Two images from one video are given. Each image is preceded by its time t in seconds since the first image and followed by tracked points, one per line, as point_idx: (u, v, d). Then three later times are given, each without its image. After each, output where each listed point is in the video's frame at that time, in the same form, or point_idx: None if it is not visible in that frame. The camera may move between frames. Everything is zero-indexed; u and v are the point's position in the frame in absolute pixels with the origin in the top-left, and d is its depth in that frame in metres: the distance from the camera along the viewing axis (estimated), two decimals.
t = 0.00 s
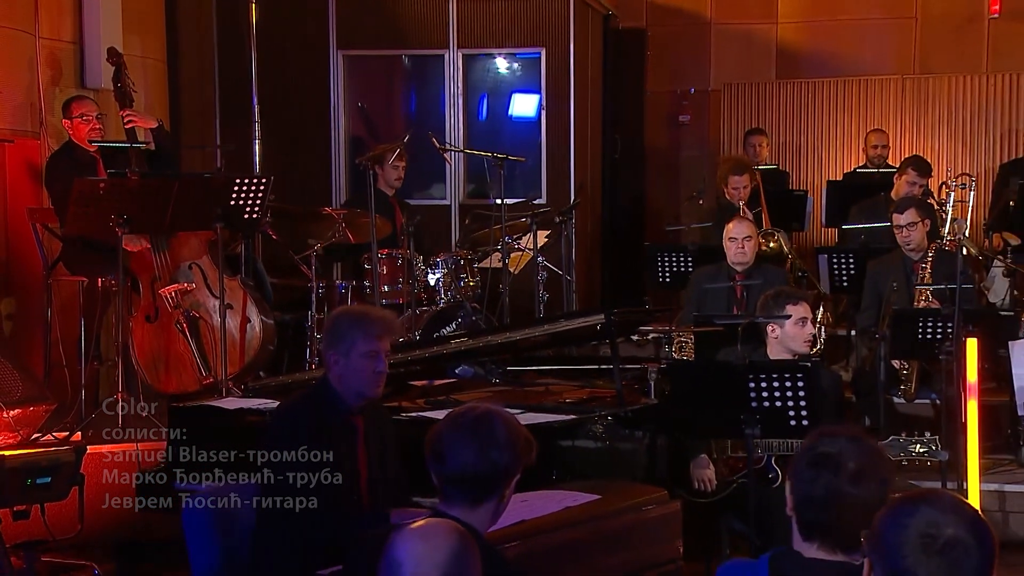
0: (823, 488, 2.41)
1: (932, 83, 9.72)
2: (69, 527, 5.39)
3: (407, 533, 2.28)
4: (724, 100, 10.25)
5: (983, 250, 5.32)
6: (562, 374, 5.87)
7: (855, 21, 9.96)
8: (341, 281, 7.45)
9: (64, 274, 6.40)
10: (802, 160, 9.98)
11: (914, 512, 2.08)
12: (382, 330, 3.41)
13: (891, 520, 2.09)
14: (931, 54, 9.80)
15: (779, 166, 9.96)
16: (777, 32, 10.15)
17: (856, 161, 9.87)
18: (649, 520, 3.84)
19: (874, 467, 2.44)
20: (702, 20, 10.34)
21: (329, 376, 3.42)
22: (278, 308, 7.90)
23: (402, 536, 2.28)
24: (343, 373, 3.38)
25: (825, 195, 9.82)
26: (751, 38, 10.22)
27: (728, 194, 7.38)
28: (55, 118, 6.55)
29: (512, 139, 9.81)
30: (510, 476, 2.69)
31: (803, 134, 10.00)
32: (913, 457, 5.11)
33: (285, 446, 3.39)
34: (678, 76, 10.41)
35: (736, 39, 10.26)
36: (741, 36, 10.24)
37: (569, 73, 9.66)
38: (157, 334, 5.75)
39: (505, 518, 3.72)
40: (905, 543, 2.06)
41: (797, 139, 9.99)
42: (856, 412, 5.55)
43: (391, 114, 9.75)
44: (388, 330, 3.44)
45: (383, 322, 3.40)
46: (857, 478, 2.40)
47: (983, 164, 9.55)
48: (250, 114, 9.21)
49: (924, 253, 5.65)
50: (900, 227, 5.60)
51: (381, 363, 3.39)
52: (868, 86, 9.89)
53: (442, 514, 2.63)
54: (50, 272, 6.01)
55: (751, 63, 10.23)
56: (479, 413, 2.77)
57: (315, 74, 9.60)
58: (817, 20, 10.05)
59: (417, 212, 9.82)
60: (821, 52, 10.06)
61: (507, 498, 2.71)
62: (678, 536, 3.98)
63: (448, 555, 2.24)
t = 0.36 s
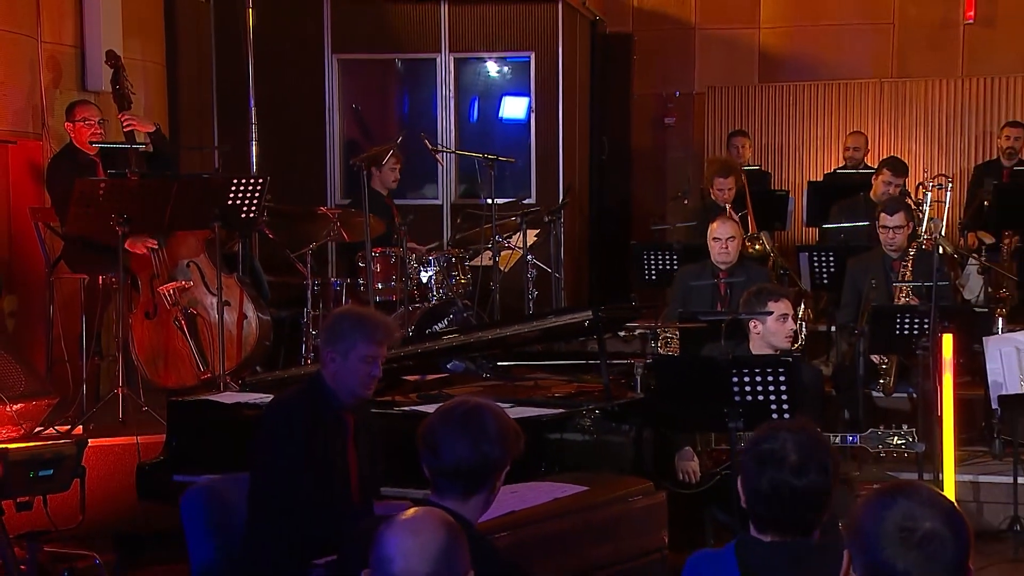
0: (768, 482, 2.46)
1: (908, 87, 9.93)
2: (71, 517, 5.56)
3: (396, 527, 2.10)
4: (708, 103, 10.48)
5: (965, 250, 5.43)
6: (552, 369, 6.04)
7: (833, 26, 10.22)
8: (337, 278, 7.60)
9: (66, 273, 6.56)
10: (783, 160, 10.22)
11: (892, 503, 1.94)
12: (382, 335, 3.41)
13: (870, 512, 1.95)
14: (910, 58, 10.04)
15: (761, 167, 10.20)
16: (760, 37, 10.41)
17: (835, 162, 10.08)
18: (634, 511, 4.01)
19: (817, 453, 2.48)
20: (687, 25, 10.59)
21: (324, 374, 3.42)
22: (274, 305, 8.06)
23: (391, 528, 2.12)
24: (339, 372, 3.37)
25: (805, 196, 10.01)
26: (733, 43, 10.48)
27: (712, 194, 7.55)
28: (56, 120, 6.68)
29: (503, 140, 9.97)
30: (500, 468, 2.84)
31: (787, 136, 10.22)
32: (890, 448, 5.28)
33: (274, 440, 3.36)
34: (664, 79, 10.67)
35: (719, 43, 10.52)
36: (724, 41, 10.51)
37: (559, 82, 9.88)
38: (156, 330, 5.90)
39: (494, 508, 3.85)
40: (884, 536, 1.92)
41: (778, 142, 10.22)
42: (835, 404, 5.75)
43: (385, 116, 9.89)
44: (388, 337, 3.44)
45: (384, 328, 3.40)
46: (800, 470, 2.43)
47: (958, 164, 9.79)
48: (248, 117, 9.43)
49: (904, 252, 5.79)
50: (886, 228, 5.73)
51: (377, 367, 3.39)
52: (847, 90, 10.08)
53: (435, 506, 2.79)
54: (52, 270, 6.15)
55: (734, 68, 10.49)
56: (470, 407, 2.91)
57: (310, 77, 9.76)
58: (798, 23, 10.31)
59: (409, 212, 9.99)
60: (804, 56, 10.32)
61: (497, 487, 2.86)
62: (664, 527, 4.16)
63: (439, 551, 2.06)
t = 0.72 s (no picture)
0: (750, 473, 2.39)
1: (883, 91, 10.18)
2: (71, 508, 5.71)
3: (381, 517, 2.02)
4: (690, 105, 10.72)
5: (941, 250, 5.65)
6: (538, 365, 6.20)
7: (810, 31, 10.50)
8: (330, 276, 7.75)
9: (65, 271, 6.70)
10: (765, 162, 10.43)
11: (870, 492, 1.89)
12: (370, 331, 3.48)
13: (845, 502, 1.90)
14: (886, 61, 10.31)
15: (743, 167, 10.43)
16: (741, 41, 10.69)
17: (813, 163, 10.31)
18: (618, 502, 4.16)
19: (802, 447, 2.40)
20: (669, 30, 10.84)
21: (314, 370, 3.49)
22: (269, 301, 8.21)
23: (376, 519, 2.04)
24: (329, 369, 3.44)
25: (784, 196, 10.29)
26: (716, 47, 10.74)
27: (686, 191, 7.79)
28: (55, 121, 6.81)
29: (491, 142, 10.14)
30: (487, 462, 2.85)
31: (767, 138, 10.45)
32: (867, 440, 5.44)
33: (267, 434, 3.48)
34: (650, 83, 10.89)
35: (701, 48, 10.77)
36: (706, 45, 10.77)
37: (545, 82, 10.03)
38: (153, 327, 6.02)
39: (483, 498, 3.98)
40: (858, 524, 1.86)
41: (758, 143, 10.44)
42: (813, 398, 5.90)
43: (376, 118, 10.08)
44: (376, 333, 3.51)
45: (372, 325, 3.46)
46: (782, 462, 2.36)
47: (933, 165, 10.02)
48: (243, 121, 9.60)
49: (879, 250, 5.92)
50: (861, 228, 5.86)
51: (366, 363, 3.46)
52: (825, 92, 10.32)
53: (422, 498, 2.78)
54: (51, 268, 6.29)
55: (716, 71, 10.74)
56: (458, 402, 2.93)
57: (303, 79, 9.92)
58: (778, 28, 10.58)
59: (399, 211, 10.16)
60: (781, 63, 10.58)
61: (484, 482, 2.87)
62: (646, 517, 4.30)
63: (426, 543, 1.98)
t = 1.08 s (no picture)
0: (734, 467, 2.46)
1: (859, 94, 10.57)
2: (67, 501, 5.84)
3: (378, 508, 2.11)
4: (673, 108, 11.15)
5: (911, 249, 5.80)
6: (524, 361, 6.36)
7: (790, 36, 10.93)
8: (321, 274, 7.92)
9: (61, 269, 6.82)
10: (743, 165, 10.82)
11: (842, 485, 1.96)
12: (360, 323, 3.60)
13: (821, 494, 1.96)
14: (863, 65, 10.76)
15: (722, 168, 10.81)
16: (721, 46, 11.11)
17: (793, 164, 10.66)
18: (603, 494, 4.28)
19: (787, 444, 2.47)
20: (652, 34, 11.27)
21: (307, 362, 3.63)
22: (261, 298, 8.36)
23: (374, 511, 2.12)
24: (321, 359, 3.58)
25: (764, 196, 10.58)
26: (696, 52, 11.16)
27: (658, 192, 7.89)
28: (52, 123, 6.93)
29: (480, 144, 10.29)
30: (475, 454, 2.98)
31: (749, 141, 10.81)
32: (845, 434, 5.56)
33: (263, 426, 3.60)
34: (633, 86, 11.31)
35: (683, 54, 11.20)
36: (688, 49, 11.18)
37: (531, 83, 10.21)
38: (148, 323, 6.16)
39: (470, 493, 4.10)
40: (834, 517, 1.92)
41: (736, 145, 10.83)
42: (792, 393, 6.07)
43: (366, 119, 10.21)
44: (366, 324, 3.63)
45: (361, 316, 3.58)
46: (766, 457, 2.43)
47: (907, 167, 10.46)
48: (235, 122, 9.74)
49: (857, 249, 6.08)
50: (833, 229, 6.00)
51: (356, 353, 3.59)
52: (805, 97, 10.69)
53: (412, 490, 2.91)
54: (47, 266, 6.41)
55: (697, 75, 11.16)
56: (446, 398, 3.06)
57: (295, 81, 10.05)
58: (756, 35, 11.01)
59: (387, 211, 10.32)
60: (761, 63, 11.00)
61: (473, 474, 3.00)
62: (630, 509, 4.41)
63: (417, 530, 2.04)
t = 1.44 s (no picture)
0: (714, 460, 2.44)
1: (838, 98, 10.82)
2: (65, 495, 5.98)
3: (372, 501, 2.08)
4: (658, 112, 11.39)
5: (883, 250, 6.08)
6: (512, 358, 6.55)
7: (771, 41, 11.18)
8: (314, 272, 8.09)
9: (59, 267, 6.95)
10: (724, 167, 11.10)
11: (823, 478, 1.97)
12: (350, 320, 3.69)
13: (800, 486, 1.97)
14: (844, 69, 11.01)
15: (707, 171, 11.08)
16: (705, 50, 11.35)
17: (774, 165, 10.95)
18: (591, 487, 4.37)
19: (765, 437, 2.45)
20: (637, 38, 11.51)
21: (299, 358, 3.69)
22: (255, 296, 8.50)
23: (367, 503, 2.09)
24: (310, 354, 3.64)
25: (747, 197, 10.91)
26: (681, 55, 11.40)
27: (642, 189, 8.11)
28: (50, 125, 7.06)
29: (469, 146, 10.51)
30: (462, 449, 3.08)
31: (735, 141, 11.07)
32: (825, 428, 5.73)
33: (257, 420, 3.62)
34: (618, 89, 11.57)
35: (668, 58, 11.44)
36: (672, 53, 11.42)
37: (520, 88, 10.44)
38: (144, 321, 6.31)
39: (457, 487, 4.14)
40: (814, 509, 1.93)
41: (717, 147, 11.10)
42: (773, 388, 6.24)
43: (358, 121, 10.31)
44: (356, 322, 3.72)
45: (352, 314, 3.68)
46: (745, 450, 2.41)
47: (886, 168, 10.72)
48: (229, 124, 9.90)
49: (836, 248, 6.25)
50: (814, 229, 6.13)
51: (345, 348, 3.66)
52: (784, 99, 10.96)
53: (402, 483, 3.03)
54: (46, 264, 6.54)
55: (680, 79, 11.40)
56: (434, 393, 3.14)
57: (287, 82, 10.18)
58: (739, 38, 11.26)
59: (379, 211, 10.49)
60: (743, 69, 11.28)
61: (460, 467, 3.11)
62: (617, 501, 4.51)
63: (411, 524, 2.02)
